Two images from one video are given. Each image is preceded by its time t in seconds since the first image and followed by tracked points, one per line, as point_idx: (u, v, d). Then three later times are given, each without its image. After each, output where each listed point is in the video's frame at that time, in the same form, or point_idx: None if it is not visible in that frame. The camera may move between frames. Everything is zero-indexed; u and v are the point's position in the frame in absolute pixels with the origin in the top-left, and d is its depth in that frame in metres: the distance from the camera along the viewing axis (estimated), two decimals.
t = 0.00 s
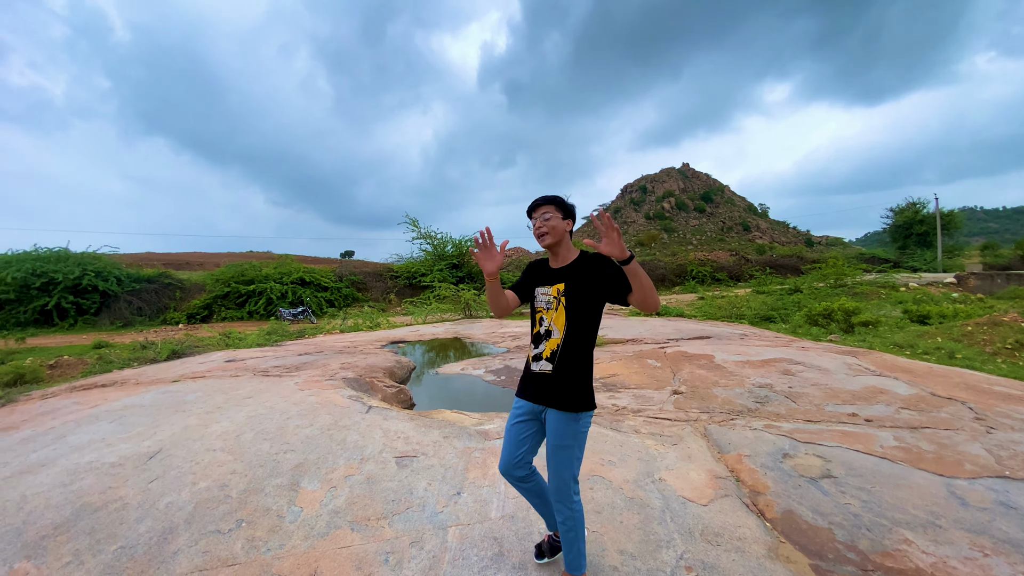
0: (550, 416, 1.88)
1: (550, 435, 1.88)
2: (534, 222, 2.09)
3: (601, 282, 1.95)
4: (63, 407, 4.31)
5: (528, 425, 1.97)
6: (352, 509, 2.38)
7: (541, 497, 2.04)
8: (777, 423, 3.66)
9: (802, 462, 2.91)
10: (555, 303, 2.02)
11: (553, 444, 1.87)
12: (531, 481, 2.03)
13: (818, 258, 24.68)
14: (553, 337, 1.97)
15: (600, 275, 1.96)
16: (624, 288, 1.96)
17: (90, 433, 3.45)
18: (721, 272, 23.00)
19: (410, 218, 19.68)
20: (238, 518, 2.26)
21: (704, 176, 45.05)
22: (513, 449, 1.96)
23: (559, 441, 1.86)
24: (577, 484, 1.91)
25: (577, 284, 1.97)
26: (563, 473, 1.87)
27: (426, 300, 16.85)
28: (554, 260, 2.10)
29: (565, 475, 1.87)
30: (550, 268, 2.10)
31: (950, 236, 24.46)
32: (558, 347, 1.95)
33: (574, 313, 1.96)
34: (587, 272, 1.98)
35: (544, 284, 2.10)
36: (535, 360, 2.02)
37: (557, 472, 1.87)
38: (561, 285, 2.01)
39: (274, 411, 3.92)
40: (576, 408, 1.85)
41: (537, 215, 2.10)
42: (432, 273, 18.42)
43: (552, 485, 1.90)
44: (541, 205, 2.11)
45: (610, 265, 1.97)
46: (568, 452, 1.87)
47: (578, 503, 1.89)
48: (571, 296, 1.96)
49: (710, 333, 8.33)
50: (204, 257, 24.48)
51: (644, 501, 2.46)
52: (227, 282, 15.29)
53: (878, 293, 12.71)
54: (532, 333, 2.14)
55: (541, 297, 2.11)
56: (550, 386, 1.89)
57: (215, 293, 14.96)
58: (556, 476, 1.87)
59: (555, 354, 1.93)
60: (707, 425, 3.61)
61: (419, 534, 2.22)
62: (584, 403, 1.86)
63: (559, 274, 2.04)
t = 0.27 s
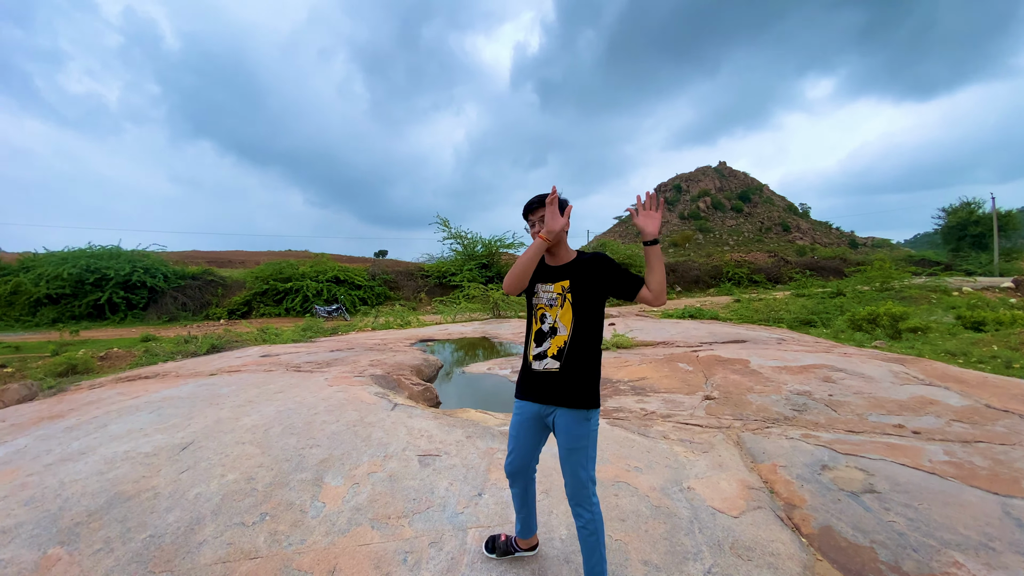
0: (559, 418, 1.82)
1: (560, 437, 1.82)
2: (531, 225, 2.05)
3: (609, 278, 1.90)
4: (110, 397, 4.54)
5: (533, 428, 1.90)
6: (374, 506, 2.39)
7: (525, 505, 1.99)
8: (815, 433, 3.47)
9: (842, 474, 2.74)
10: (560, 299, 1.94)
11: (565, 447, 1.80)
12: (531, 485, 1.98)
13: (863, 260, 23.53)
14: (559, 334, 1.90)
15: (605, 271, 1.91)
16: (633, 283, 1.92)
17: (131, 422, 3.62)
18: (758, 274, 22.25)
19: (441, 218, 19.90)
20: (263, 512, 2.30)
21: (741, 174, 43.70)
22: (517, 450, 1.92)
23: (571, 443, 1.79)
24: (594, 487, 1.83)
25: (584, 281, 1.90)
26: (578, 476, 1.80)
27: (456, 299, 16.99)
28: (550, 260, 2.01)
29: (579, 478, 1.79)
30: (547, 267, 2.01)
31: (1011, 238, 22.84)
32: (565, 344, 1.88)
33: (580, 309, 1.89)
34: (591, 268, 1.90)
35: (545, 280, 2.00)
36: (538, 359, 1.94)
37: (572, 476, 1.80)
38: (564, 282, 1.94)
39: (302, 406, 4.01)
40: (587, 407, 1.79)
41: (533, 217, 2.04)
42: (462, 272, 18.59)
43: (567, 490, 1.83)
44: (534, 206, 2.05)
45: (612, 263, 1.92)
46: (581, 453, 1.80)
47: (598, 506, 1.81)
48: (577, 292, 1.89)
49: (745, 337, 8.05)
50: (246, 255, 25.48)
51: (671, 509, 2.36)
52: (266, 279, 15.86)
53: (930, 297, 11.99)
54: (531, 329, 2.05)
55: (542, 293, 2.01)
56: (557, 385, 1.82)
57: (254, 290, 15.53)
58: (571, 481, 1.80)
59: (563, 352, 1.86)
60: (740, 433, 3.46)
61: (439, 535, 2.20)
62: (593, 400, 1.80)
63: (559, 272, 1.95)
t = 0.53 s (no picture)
0: (558, 420, 1.82)
1: (561, 439, 1.82)
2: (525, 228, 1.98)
3: (595, 291, 1.95)
4: (153, 392, 4.75)
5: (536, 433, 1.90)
6: (393, 509, 2.40)
7: (533, 514, 1.94)
8: (856, 445, 3.27)
9: (887, 492, 2.57)
10: (548, 308, 1.96)
11: (566, 449, 1.80)
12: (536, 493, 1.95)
13: (914, 262, 22.25)
14: (550, 341, 1.92)
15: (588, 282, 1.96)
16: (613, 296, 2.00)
17: (169, 417, 3.78)
18: (799, 276, 21.39)
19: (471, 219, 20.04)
20: (285, 510, 2.35)
21: (781, 173, 42.15)
22: (520, 455, 1.91)
23: (573, 444, 1.79)
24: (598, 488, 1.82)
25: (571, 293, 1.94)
26: (582, 477, 1.79)
27: (485, 300, 17.05)
28: (540, 263, 2.04)
29: (583, 479, 1.79)
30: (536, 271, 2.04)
31: None
32: (556, 351, 1.90)
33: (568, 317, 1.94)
34: (581, 279, 1.94)
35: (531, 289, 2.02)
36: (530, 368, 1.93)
37: (576, 478, 1.78)
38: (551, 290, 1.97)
39: (329, 405, 4.08)
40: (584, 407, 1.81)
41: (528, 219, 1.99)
42: (492, 273, 18.67)
43: (572, 493, 1.81)
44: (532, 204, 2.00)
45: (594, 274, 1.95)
46: (583, 452, 1.80)
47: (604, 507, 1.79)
48: (566, 301, 1.93)
49: (782, 343, 7.72)
50: (284, 255, 26.39)
51: (699, 523, 2.25)
52: (303, 279, 16.36)
53: (989, 302, 11.20)
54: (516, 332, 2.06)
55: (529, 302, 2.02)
56: (555, 388, 1.83)
57: (291, 289, 16.05)
58: (574, 482, 1.79)
59: (554, 360, 1.88)
60: (775, 444, 3.29)
61: (457, 540, 2.18)
62: (588, 399, 1.83)
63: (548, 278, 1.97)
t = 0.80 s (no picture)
0: (553, 416, 1.90)
1: (553, 435, 1.88)
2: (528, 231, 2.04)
3: (592, 289, 1.99)
4: (197, 389, 4.98)
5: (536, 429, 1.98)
6: (420, 511, 2.42)
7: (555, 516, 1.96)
8: (907, 458, 3.06)
9: (941, 509, 2.38)
10: (547, 307, 2.03)
11: (557, 443, 1.86)
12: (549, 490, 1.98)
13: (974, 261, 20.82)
14: (549, 339, 1.98)
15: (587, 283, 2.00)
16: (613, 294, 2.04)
17: (210, 414, 3.94)
18: (845, 277, 20.40)
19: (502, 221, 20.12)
20: (315, 510, 2.40)
21: (825, 169, 40.33)
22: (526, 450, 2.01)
23: (566, 439, 1.85)
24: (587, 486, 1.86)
25: (569, 289, 1.99)
26: (570, 473, 1.83)
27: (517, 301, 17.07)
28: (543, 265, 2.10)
29: (574, 475, 1.84)
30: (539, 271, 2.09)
31: None
32: (555, 348, 1.97)
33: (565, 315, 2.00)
34: (578, 278, 1.98)
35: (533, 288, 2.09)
36: (529, 365, 2.01)
37: (564, 473, 1.82)
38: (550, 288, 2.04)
39: (361, 405, 4.16)
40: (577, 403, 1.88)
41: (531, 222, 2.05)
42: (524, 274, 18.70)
43: (560, 489, 1.84)
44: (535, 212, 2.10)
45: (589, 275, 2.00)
46: (575, 448, 1.85)
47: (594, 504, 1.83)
48: (563, 298, 1.99)
49: (826, 347, 7.36)
50: (322, 258, 27.24)
51: (734, 536, 2.15)
52: (340, 280, 16.83)
53: None
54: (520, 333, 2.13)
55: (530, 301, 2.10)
56: (552, 384, 1.92)
57: (330, 290, 16.54)
58: (565, 478, 1.83)
59: (552, 356, 1.95)
60: (817, 454, 3.13)
61: (483, 546, 2.17)
62: (586, 395, 1.91)
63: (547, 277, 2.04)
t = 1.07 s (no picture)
0: (559, 407, 1.96)
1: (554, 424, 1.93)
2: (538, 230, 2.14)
3: (594, 286, 2.05)
4: (242, 387, 5.21)
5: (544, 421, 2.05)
6: (451, 509, 2.45)
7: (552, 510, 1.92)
8: (963, 465, 2.87)
9: (999, 520, 2.21)
10: (554, 305, 2.13)
11: (558, 431, 1.89)
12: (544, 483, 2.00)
13: None
14: (556, 336, 2.08)
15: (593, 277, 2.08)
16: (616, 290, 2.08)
17: (253, 411, 4.12)
18: (897, 274, 19.30)
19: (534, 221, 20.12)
20: (350, 505, 2.47)
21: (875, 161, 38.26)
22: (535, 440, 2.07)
23: (567, 427, 1.88)
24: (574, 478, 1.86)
25: (572, 289, 2.07)
26: (561, 461, 1.84)
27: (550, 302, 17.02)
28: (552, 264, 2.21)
29: (566, 464, 1.85)
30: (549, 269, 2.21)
31: None
32: (561, 345, 2.05)
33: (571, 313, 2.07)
34: (582, 278, 2.06)
35: (543, 286, 2.21)
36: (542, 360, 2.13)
37: (557, 459, 1.84)
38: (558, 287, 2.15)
39: (394, 403, 4.25)
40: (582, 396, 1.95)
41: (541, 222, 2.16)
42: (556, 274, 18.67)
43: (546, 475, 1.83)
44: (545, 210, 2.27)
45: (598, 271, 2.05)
46: (571, 438, 1.88)
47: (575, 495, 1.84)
48: (567, 297, 2.07)
49: (875, 348, 6.99)
50: (359, 259, 28.00)
51: (771, 543, 2.08)
52: (376, 281, 17.25)
53: None
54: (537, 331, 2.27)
55: (540, 299, 2.21)
56: (559, 378, 2.00)
57: (366, 291, 16.97)
58: (558, 465, 1.83)
59: (558, 353, 2.04)
60: (862, 460, 2.97)
61: (512, 545, 2.18)
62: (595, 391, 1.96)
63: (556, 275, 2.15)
